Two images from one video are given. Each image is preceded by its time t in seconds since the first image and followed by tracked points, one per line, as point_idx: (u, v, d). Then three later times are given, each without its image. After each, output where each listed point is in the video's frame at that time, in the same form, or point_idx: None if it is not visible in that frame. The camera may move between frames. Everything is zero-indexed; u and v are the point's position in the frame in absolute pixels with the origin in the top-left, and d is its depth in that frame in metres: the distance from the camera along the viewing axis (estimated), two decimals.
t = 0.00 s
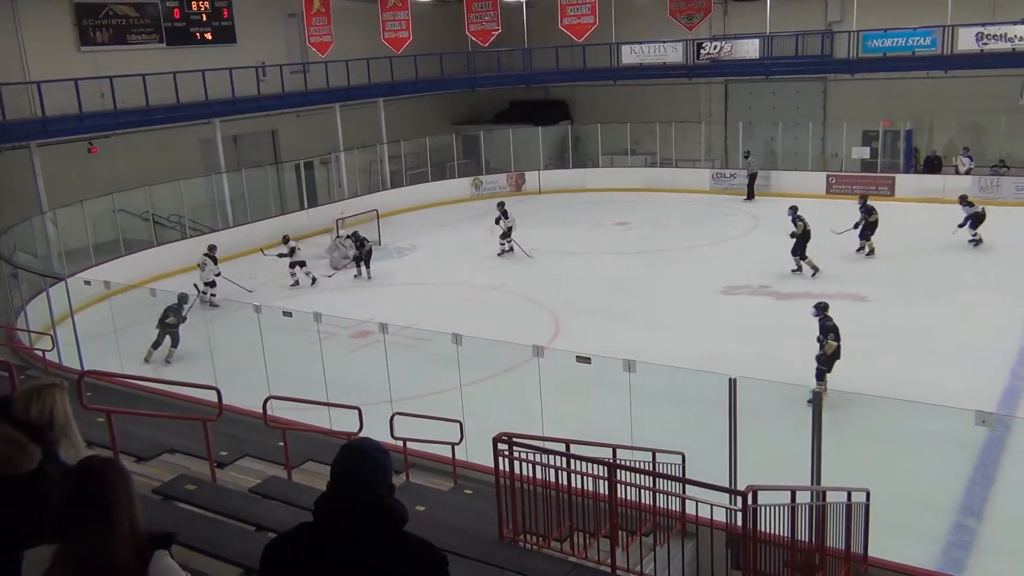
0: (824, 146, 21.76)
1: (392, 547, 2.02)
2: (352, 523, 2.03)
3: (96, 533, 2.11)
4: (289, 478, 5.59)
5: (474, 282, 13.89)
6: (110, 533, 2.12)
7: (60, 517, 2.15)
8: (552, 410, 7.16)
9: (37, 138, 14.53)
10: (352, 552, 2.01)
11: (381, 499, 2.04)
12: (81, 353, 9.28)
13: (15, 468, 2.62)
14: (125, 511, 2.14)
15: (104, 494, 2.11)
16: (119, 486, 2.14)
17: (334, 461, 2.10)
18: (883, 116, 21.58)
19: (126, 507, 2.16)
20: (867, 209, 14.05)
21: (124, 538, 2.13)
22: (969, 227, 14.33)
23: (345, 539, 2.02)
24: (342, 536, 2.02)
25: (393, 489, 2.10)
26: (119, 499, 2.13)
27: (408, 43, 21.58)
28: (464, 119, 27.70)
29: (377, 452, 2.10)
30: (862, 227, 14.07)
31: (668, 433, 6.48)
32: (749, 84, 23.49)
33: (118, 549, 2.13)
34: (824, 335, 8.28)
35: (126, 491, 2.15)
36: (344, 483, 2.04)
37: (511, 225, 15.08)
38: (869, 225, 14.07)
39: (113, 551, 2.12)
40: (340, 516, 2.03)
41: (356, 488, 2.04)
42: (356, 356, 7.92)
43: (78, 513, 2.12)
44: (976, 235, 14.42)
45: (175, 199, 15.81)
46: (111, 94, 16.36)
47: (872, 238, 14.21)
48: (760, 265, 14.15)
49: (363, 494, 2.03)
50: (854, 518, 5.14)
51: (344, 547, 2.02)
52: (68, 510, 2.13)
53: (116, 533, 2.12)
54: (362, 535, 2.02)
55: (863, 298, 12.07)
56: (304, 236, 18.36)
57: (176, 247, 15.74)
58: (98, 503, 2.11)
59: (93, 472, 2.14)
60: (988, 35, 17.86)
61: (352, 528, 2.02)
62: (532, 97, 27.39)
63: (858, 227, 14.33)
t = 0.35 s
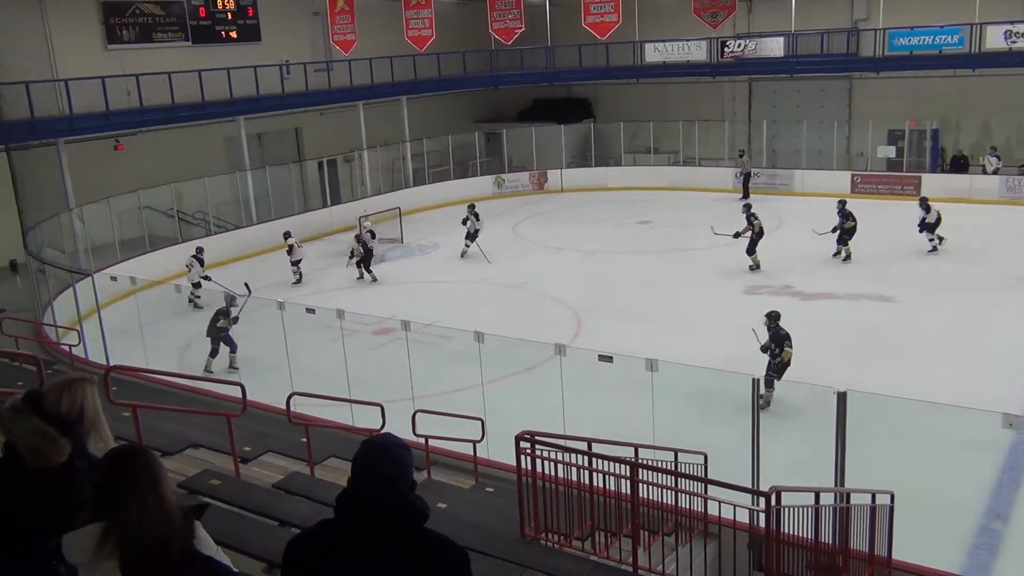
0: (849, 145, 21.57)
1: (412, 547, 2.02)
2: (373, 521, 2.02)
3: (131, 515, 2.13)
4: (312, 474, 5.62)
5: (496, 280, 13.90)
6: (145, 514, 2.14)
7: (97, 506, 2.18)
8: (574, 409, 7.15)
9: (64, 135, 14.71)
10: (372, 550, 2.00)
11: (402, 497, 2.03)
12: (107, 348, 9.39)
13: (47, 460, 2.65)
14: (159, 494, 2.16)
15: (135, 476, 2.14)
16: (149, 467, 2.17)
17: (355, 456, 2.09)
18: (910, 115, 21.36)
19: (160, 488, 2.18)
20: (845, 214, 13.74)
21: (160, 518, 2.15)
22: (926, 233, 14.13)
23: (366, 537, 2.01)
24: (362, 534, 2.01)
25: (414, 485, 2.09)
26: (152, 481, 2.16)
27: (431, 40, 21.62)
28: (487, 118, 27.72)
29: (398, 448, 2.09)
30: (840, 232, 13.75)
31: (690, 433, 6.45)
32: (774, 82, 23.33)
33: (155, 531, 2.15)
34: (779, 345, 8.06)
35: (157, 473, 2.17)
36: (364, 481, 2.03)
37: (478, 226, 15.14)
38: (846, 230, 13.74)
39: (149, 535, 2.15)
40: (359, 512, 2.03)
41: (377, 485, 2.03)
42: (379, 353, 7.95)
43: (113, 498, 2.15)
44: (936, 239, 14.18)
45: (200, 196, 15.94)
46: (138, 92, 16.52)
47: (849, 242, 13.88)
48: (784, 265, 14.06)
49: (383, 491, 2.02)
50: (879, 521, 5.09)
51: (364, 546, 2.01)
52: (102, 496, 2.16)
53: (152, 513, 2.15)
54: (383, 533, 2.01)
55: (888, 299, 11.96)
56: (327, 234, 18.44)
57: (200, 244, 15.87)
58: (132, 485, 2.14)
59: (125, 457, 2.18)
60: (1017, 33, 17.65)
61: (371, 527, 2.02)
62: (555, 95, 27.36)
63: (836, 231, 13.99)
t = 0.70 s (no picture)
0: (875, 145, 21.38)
1: (421, 547, 1.98)
2: (382, 519, 1.98)
3: (157, 497, 2.20)
4: (335, 470, 5.65)
5: (518, 279, 13.90)
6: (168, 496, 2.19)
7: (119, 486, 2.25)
8: (596, 409, 7.14)
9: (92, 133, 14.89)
10: (379, 549, 1.97)
11: (412, 495, 2.00)
12: (133, 344, 9.50)
13: (75, 455, 2.65)
14: (179, 475, 2.21)
15: (156, 460, 2.19)
16: (168, 450, 2.20)
17: (364, 453, 2.06)
18: (938, 115, 21.11)
19: (180, 471, 2.23)
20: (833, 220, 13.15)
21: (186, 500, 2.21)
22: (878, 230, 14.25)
23: (374, 537, 1.98)
24: (371, 533, 1.98)
25: (423, 485, 2.06)
26: (173, 463, 2.20)
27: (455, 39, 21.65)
28: (510, 116, 27.73)
29: (408, 445, 2.06)
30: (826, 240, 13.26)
31: (713, 434, 6.42)
32: (799, 81, 23.16)
33: (180, 512, 2.21)
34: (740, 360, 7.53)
35: (178, 455, 2.22)
36: (374, 478, 2.00)
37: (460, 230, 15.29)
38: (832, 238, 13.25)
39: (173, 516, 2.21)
40: (368, 511, 1.99)
41: (387, 483, 2.00)
42: (401, 351, 7.98)
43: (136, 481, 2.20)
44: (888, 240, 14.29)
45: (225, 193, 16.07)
46: (165, 90, 16.70)
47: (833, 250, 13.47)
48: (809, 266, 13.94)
49: (393, 489, 1.99)
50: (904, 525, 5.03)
51: (370, 546, 1.98)
52: (125, 476, 2.23)
53: (176, 494, 2.20)
54: (391, 533, 1.98)
55: (914, 300, 11.83)
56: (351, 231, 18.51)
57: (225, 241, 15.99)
58: (156, 466, 2.19)
59: (145, 439, 2.22)
60: None
61: (380, 525, 1.98)
62: (578, 94, 27.31)
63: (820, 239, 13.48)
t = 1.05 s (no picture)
0: (900, 144, 21.09)
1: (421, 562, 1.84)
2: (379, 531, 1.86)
3: (198, 475, 2.21)
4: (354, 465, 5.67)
5: (540, 277, 13.89)
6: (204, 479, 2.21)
7: (155, 465, 2.25)
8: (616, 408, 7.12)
9: (119, 128, 15.05)
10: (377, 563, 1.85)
11: (413, 505, 1.88)
12: (157, 337, 9.59)
13: (99, 446, 2.61)
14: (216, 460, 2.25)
15: (194, 443, 2.21)
16: (208, 429, 2.24)
17: (367, 457, 1.96)
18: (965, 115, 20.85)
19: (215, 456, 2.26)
20: (828, 229, 12.80)
21: (223, 484, 2.23)
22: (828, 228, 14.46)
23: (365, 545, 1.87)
24: (368, 546, 1.86)
25: (429, 492, 1.93)
26: (210, 447, 2.24)
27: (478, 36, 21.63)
28: (533, 114, 27.70)
29: (412, 450, 1.95)
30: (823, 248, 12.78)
31: (733, 435, 6.38)
32: (824, 80, 22.97)
33: (218, 495, 2.23)
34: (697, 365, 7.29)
35: (215, 439, 2.26)
36: (374, 484, 1.89)
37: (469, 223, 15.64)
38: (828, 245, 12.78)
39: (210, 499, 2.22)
40: (365, 524, 1.87)
41: (387, 491, 1.89)
42: (422, 347, 8.01)
43: (172, 464, 2.22)
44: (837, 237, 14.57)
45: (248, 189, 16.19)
46: (191, 86, 16.83)
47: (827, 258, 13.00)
48: (832, 267, 13.83)
49: (392, 499, 1.87)
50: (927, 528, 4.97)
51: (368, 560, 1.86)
52: (160, 459, 2.24)
53: (213, 478, 2.23)
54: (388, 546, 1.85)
55: (940, 303, 11.70)
56: (373, 228, 18.58)
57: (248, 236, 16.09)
58: (195, 450, 2.21)
59: (181, 423, 2.24)
60: None
61: (377, 539, 1.86)
62: (602, 92, 27.23)
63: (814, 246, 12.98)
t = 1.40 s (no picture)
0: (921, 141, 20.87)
1: (423, 565, 1.82)
2: (381, 536, 1.83)
3: (232, 459, 2.25)
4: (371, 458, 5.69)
5: (557, 272, 13.88)
6: (234, 464, 2.25)
7: (187, 450, 2.27)
8: (633, 404, 7.11)
9: (140, 121, 15.17)
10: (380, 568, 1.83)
11: (414, 508, 1.85)
12: (176, 330, 9.67)
13: (117, 436, 2.60)
14: (246, 445, 2.30)
15: (225, 432, 2.25)
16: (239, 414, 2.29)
17: (368, 458, 1.92)
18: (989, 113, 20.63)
19: (244, 444, 2.31)
20: (830, 232, 12.14)
21: (252, 471, 2.27)
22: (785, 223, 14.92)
23: (367, 546, 1.85)
24: (370, 549, 1.83)
25: (429, 491, 1.90)
26: (239, 435, 2.27)
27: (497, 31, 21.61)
28: (551, 108, 27.63)
29: (412, 450, 1.91)
30: (828, 252, 12.20)
31: (750, 432, 6.36)
32: (846, 76, 22.78)
33: (247, 480, 2.27)
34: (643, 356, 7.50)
35: (243, 427, 2.29)
36: (376, 488, 1.86)
37: (486, 215, 15.88)
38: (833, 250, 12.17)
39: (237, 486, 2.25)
40: (368, 528, 1.85)
41: (391, 493, 1.86)
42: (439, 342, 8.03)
43: (204, 450, 2.25)
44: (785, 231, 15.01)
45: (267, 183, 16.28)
46: (211, 78, 16.91)
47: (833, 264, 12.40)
48: (851, 264, 13.74)
49: (394, 502, 1.85)
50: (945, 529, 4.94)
51: (373, 565, 1.84)
52: (190, 445, 2.27)
53: (243, 465, 2.26)
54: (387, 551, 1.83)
55: (961, 302, 11.60)
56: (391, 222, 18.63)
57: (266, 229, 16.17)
58: (226, 437, 2.25)
59: (210, 410, 2.27)
60: None
61: (381, 543, 1.83)
62: (620, 88, 27.14)
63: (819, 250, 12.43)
